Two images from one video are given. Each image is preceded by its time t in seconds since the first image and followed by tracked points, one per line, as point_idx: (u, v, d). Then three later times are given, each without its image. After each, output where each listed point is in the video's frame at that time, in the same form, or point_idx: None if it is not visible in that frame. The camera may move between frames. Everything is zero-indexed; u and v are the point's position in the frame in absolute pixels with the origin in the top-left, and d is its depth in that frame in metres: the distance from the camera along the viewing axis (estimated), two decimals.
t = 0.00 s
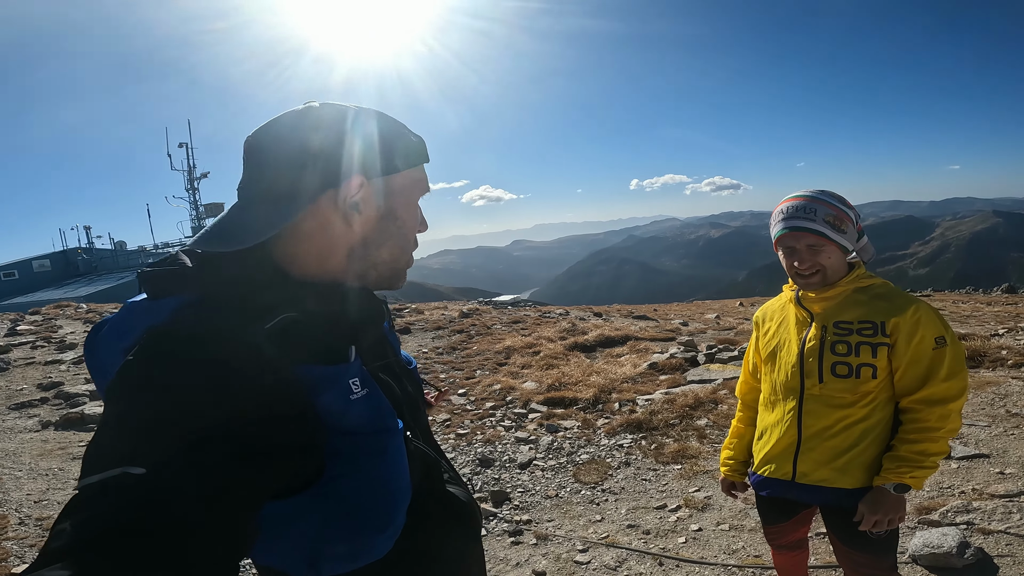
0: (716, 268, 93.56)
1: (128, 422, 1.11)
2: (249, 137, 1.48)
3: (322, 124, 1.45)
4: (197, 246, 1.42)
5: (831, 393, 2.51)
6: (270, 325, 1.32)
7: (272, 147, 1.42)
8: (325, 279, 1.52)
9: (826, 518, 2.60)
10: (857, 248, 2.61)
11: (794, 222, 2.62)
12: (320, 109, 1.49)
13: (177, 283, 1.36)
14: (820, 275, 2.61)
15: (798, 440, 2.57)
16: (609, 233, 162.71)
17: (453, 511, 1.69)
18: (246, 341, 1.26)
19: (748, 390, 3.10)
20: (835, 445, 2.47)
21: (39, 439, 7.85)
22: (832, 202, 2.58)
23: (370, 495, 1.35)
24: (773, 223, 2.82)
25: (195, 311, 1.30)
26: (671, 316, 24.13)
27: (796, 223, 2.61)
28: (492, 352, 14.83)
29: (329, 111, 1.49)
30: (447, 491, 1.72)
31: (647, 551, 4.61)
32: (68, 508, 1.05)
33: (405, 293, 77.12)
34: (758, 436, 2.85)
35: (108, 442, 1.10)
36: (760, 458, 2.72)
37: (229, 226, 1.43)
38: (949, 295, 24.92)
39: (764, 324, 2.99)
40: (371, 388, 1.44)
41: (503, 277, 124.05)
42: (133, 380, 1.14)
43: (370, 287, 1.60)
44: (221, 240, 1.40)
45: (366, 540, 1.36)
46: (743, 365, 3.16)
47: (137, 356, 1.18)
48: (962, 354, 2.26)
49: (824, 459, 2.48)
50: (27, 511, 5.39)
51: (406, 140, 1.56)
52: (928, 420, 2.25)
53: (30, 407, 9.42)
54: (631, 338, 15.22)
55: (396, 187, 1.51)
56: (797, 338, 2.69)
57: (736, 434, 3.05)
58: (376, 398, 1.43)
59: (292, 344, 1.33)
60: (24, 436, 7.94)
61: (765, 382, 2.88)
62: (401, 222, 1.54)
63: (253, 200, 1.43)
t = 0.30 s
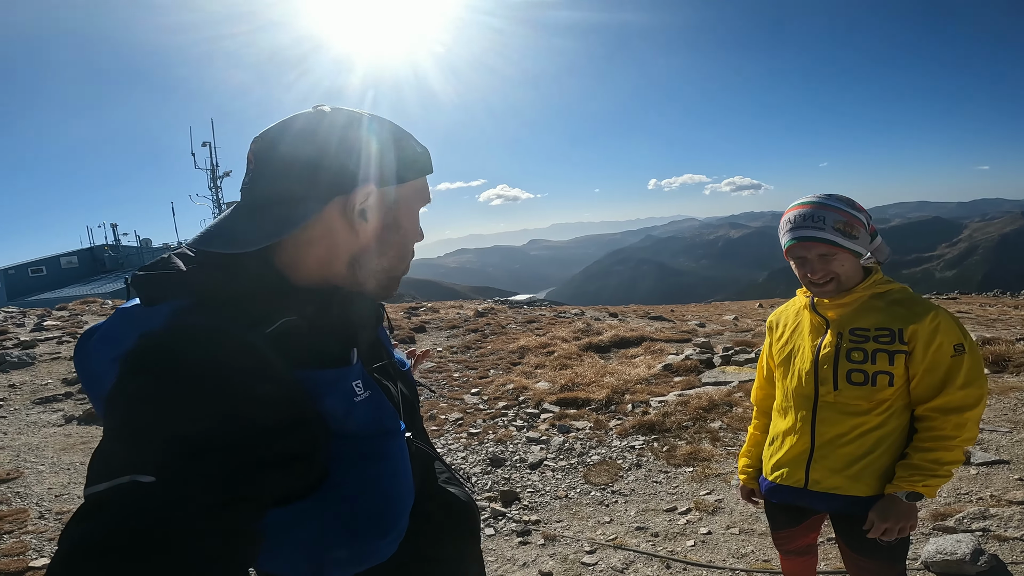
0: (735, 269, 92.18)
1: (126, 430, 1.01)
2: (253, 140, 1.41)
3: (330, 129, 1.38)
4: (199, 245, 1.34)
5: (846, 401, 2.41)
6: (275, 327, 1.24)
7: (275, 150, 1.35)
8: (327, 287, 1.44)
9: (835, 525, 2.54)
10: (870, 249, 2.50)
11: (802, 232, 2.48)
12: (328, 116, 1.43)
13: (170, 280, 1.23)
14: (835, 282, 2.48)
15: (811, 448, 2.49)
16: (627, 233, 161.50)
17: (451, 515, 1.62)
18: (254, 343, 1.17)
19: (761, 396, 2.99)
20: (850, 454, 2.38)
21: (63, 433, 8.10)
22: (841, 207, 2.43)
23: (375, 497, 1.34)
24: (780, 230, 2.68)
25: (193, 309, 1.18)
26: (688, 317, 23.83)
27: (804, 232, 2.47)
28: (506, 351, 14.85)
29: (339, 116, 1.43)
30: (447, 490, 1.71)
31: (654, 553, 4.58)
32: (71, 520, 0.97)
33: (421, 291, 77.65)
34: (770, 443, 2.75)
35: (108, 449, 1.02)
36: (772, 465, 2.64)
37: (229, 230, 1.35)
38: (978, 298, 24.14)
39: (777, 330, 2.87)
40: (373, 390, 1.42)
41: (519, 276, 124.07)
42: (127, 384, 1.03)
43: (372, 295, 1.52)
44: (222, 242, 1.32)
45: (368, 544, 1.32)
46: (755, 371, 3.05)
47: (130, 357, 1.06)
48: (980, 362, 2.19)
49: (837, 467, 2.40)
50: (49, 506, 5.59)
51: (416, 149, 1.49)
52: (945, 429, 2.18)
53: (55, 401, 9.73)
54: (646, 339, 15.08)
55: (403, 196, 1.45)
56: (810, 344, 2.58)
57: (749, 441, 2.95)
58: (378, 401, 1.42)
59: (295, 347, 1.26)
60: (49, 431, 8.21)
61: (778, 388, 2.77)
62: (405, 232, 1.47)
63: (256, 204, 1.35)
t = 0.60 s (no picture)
0: (752, 271, 90.89)
1: (130, 437, 1.02)
2: (256, 148, 1.38)
3: (337, 134, 1.37)
4: (201, 248, 1.31)
5: (858, 408, 2.37)
6: (275, 333, 1.20)
7: (284, 154, 1.33)
8: (330, 292, 1.38)
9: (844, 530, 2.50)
10: (880, 252, 2.43)
11: (807, 245, 2.43)
12: (330, 120, 1.40)
13: (170, 281, 1.19)
14: (846, 292, 2.42)
15: (822, 455, 2.45)
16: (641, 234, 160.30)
17: (452, 512, 1.67)
18: (252, 350, 1.13)
19: (771, 401, 2.95)
20: (862, 461, 2.35)
21: (82, 430, 8.31)
22: (844, 216, 2.36)
23: (375, 502, 1.30)
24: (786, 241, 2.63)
25: (194, 313, 1.16)
26: (703, 318, 23.52)
27: (809, 245, 2.42)
28: (518, 352, 14.85)
29: (346, 120, 1.42)
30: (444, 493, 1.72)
31: (661, 557, 4.54)
32: (79, 518, 1.00)
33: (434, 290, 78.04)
34: (779, 449, 2.71)
35: (111, 455, 1.03)
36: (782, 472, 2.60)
37: (233, 231, 1.32)
38: (1005, 301, 23.41)
39: (788, 335, 2.82)
40: (375, 395, 1.38)
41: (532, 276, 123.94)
42: (130, 391, 1.04)
43: (375, 299, 1.46)
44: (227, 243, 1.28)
45: (372, 547, 1.30)
46: (766, 376, 3.00)
47: (133, 363, 1.06)
48: (996, 368, 2.14)
49: (848, 474, 2.36)
50: (66, 502, 5.74)
51: (421, 155, 1.49)
52: (959, 437, 2.14)
53: (74, 399, 9.97)
54: (658, 340, 14.96)
55: (407, 200, 1.43)
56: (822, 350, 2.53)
57: (759, 446, 2.90)
58: (380, 405, 1.38)
59: (299, 351, 1.22)
60: (68, 428, 8.42)
61: (788, 394, 2.73)
62: (408, 236, 1.45)
63: (261, 208, 1.32)
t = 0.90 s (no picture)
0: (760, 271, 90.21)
1: (125, 440, 1.02)
2: (263, 149, 1.38)
3: (346, 140, 1.37)
4: (202, 249, 1.30)
5: (864, 412, 2.34)
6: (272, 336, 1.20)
7: (292, 157, 1.33)
8: (329, 294, 1.36)
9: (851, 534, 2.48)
10: (887, 253, 2.40)
11: (810, 250, 2.40)
12: (336, 124, 1.40)
13: (166, 283, 1.19)
14: (852, 296, 2.40)
15: (828, 459, 2.42)
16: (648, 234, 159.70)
17: (451, 514, 1.68)
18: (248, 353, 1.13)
19: (777, 403, 2.92)
20: (868, 465, 2.32)
21: (91, 430, 8.42)
22: (848, 220, 2.34)
23: (370, 505, 1.31)
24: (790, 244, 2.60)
25: (191, 316, 1.15)
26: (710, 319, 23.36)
27: (813, 251, 2.39)
28: (524, 353, 14.84)
29: (356, 126, 1.42)
30: (444, 495, 1.72)
31: (666, 559, 4.52)
32: (74, 520, 1.00)
33: (441, 291, 78.20)
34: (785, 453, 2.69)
35: (107, 457, 1.03)
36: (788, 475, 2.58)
37: (236, 232, 1.31)
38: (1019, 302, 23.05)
39: (793, 337, 2.79)
40: (372, 397, 1.37)
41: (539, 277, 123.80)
42: (126, 394, 1.04)
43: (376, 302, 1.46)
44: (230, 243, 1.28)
45: (367, 550, 1.30)
46: (772, 378, 2.97)
47: (128, 366, 1.06)
48: (1005, 372, 2.11)
49: (855, 479, 2.33)
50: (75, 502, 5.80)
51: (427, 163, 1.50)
52: (967, 441, 2.11)
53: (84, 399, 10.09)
54: (665, 342, 14.88)
55: (410, 206, 1.44)
56: (828, 353, 2.50)
57: (765, 449, 2.88)
58: (378, 407, 1.38)
59: (295, 352, 1.21)
60: (78, 428, 8.52)
61: (794, 397, 2.70)
62: (410, 242, 1.46)
63: (266, 210, 1.32)
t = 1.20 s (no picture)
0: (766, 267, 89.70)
1: (140, 435, 1.00)
2: (274, 143, 1.35)
3: (354, 134, 1.35)
4: (216, 243, 1.28)
5: (873, 407, 2.30)
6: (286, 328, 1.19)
7: (302, 153, 1.30)
8: (342, 287, 1.35)
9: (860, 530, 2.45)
10: (896, 246, 2.36)
11: (818, 245, 2.37)
12: (344, 118, 1.37)
13: (181, 278, 1.18)
14: (861, 291, 2.37)
15: (837, 455, 2.39)
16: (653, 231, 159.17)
17: (461, 507, 1.65)
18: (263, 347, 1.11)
19: (786, 398, 2.89)
20: (878, 460, 2.28)
21: (100, 430, 8.49)
22: (857, 214, 2.30)
23: (381, 499, 1.29)
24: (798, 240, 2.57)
25: (205, 311, 1.13)
26: (717, 316, 23.22)
27: (821, 246, 2.36)
28: (530, 350, 14.82)
29: (362, 120, 1.39)
30: (454, 489, 1.70)
31: (674, 556, 4.50)
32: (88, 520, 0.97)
33: (446, 290, 78.40)
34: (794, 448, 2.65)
35: (121, 451, 1.01)
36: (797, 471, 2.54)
37: (248, 228, 1.30)
38: None
39: (801, 331, 2.76)
40: (384, 391, 1.36)
41: (544, 274, 123.69)
42: (141, 389, 1.02)
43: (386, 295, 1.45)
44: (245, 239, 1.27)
45: (379, 544, 1.29)
46: (780, 373, 2.93)
47: (143, 360, 1.04)
48: (1016, 366, 2.07)
49: (865, 475, 2.30)
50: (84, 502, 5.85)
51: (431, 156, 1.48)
52: (977, 437, 2.08)
53: (93, 399, 10.17)
54: (671, 338, 14.82)
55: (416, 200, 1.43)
56: (837, 347, 2.47)
57: (773, 444, 2.84)
58: (389, 400, 1.36)
59: (307, 347, 1.19)
60: (87, 429, 8.60)
61: (803, 391, 2.66)
62: (418, 235, 1.45)
63: (277, 204, 1.30)
